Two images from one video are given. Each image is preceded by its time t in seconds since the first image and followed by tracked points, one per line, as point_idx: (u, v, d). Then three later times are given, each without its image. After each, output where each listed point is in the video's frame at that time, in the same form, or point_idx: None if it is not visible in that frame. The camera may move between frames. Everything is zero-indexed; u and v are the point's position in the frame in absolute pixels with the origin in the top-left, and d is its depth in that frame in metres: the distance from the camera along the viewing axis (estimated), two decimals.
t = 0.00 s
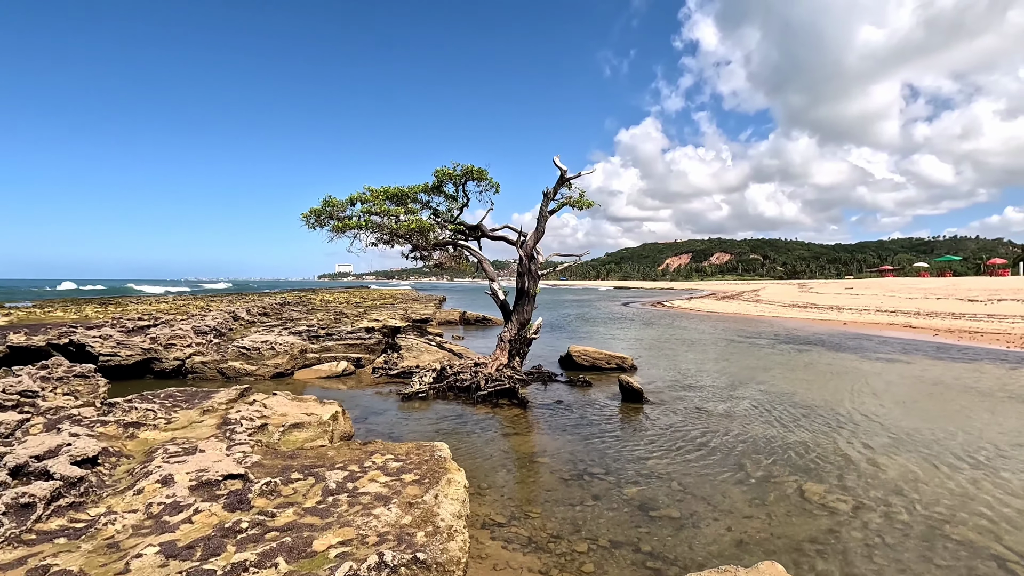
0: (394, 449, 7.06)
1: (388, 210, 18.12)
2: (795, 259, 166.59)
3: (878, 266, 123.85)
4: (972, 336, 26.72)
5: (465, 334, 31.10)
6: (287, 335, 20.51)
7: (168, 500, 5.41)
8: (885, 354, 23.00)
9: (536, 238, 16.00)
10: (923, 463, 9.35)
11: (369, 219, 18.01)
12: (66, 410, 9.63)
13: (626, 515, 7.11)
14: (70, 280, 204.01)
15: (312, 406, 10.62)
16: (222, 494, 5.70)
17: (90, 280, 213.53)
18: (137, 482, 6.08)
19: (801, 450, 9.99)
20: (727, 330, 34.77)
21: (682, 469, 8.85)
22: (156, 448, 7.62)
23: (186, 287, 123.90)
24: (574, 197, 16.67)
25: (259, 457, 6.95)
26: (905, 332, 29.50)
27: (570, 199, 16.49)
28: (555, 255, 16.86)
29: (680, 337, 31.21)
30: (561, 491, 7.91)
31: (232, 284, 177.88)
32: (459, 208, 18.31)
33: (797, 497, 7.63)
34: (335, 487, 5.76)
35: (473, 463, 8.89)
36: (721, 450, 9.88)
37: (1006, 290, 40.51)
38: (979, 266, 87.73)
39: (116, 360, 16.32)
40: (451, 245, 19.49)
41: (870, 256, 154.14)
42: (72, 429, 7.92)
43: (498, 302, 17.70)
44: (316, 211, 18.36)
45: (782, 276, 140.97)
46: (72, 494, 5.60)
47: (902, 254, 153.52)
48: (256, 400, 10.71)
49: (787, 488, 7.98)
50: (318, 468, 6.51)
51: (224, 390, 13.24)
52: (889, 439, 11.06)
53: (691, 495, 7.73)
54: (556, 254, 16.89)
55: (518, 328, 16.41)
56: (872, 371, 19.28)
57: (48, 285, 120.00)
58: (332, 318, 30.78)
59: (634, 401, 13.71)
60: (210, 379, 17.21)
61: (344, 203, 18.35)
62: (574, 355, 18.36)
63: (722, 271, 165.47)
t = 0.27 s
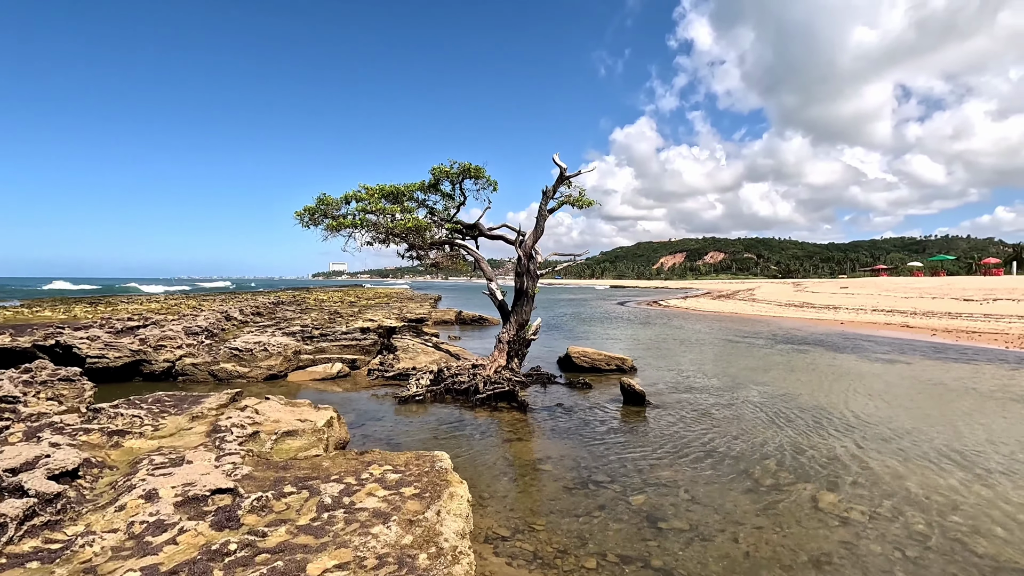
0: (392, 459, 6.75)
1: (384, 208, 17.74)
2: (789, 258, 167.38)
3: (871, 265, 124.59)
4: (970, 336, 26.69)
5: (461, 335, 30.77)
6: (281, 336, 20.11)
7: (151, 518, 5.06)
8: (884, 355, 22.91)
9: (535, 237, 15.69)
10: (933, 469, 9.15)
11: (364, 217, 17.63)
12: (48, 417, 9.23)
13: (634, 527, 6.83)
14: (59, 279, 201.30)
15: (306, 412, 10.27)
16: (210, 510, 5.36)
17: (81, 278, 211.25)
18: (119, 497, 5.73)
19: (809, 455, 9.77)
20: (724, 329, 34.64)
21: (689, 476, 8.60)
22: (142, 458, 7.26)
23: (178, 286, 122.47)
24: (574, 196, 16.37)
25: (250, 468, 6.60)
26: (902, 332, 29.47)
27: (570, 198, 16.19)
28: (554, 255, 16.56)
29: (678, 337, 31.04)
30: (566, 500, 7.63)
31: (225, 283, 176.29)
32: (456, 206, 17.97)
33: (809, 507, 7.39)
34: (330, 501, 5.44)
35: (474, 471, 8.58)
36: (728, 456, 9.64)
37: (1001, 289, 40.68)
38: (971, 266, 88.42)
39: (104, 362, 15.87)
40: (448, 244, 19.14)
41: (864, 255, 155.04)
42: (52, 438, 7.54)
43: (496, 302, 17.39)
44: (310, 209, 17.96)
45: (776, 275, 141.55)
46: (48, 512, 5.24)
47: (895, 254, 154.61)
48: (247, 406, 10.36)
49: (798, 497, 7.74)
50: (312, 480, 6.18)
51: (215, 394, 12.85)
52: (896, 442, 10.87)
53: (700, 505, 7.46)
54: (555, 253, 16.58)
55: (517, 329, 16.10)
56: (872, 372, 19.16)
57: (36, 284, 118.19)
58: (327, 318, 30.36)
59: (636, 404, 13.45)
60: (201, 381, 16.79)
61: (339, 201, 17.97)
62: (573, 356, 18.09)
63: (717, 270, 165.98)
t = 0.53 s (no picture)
0: (391, 463, 6.44)
1: (379, 201, 17.32)
2: (783, 253, 167.96)
3: (864, 260, 125.21)
4: (968, 331, 26.68)
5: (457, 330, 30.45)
6: (274, 332, 19.69)
7: (133, 531, 4.71)
8: (883, 350, 22.80)
9: (534, 230, 15.31)
10: (945, 468, 8.96)
11: (359, 211, 17.21)
12: (28, 418, 8.83)
13: (644, 532, 6.57)
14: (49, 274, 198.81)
15: (300, 411, 9.93)
16: (197, 521, 5.02)
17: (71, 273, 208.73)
18: (99, 506, 5.37)
19: (818, 453, 9.55)
20: (722, 324, 34.49)
21: (697, 477, 8.35)
22: (126, 463, 6.90)
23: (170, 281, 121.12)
24: (574, 188, 16.01)
25: (241, 474, 6.25)
26: (900, 327, 29.41)
27: (570, 190, 15.83)
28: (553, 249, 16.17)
29: (675, 333, 30.86)
30: (571, 503, 7.36)
31: (218, 278, 174.69)
32: (453, 199, 17.58)
33: (823, 509, 7.15)
34: (327, 510, 5.12)
35: (475, 472, 8.29)
36: (735, 455, 9.40)
37: (996, 284, 40.81)
38: (964, 261, 89.01)
39: (92, 359, 15.42)
40: (444, 238, 18.75)
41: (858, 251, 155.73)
42: (31, 441, 7.15)
43: (495, 297, 17.05)
44: (303, 202, 17.51)
45: (771, 269, 142.02)
46: (21, 523, 4.88)
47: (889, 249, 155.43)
48: (239, 405, 10.00)
49: (811, 498, 7.50)
50: (307, 486, 5.85)
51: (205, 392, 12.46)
52: (905, 440, 10.67)
53: (710, 508, 7.21)
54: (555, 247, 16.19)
55: (516, 325, 15.75)
56: (873, 367, 19.04)
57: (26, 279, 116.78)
58: (321, 314, 29.91)
59: (638, 401, 13.20)
60: (192, 379, 16.38)
61: (334, 193, 17.54)
62: (572, 352, 17.81)
63: (712, 265, 166.35)
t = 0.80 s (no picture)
0: (393, 464, 6.15)
1: (376, 192, 16.90)
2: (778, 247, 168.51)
3: (858, 254, 125.84)
4: (967, 325, 26.67)
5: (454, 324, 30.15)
6: (268, 326, 19.29)
7: (118, 540, 4.38)
8: (883, 344, 22.69)
9: (535, 222, 14.96)
10: (959, 464, 8.76)
11: (355, 202, 16.78)
12: (10, 417, 8.44)
13: (657, 534, 6.33)
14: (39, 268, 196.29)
15: (296, 409, 9.59)
16: (187, 529, 4.69)
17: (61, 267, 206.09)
18: (82, 512, 5.03)
19: (828, 449, 9.35)
20: (720, 318, 34.35)
21: (708, 476, 8.10)
22: (113, 464, 6.56)
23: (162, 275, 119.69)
24: (575, 179, 15.65)
25: (234, 476, 5.94)
26: (898, 321, 29.37)
27: (572, 181, 15.49)
28: (553, 242, 15.76)
29: (674, 326, 30.70)
30: (580, 503, 7.10)
31: (210, 272, 173.06)
32: (451, 191, 17.17)
33: (841, 510, 6.92)
34: (326, 515, 4.81)
35: (479, 472, 8.01)
36: (744, 452, 9.18)
37: (991, 278, 40.95)
38: (957, 255, 89.59)
39: (80, 354, 14.99)
40: (442, 231, 18.37)
41: (851, 245, 156.46)
42: (11, 442, 6.78)
43: (494, 291, 16.71)
44: (298, 193, 17.06)
45: (766, 263, 142.45)
46: None
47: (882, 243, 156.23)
48: (232, 403, 9.64)
49: (828, 498, 7.27)
50: (305, 489, 5.54)
51: (198, 389, 12.10)
52: (914, 434, 10.50)
53: (724, 508, 6.97)
54: (555, 240, 15.78)
55: (516, 319, 15.43)
56: (874, 360, 18.92)
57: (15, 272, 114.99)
58: (316, 308, 29.50)
59: (642, 397, 12.96)
60: (184, 374, 15.98)
61: (329, 184, 17.09)
62: (573, 346, 17.54)
63: (707, 259, 166.65)
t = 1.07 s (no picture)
0: (398, 466, 5.91)
1: (374, 186, 16.56)
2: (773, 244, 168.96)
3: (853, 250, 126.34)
4: (966, 320, 26.64)
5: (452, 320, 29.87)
6: (264, 322, 18.95)
7: (106, 549, 4.10)
8: (884, 339, 22.58)
9: (537, 216, 14.67)
10: (974, 459, 8.59)
11: (353, 196, 16.44)
12: None
13: (671, 536, 6.11)
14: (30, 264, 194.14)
15: (294, 407, 9.32)
16: (181, 536, 4.42)
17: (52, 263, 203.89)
18: (69, 518, 4.75)
19: (839, 446, 9.17)
20: (719, 314, 34.20)
21: (720, 475, 7.88)
22: (102, 466, 6.27)
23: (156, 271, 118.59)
24: (577, 173, 15.37)
25: (231, 479, 5.66)
26: (897, 317, 29.32)
27: (574, 175, 15.21)
28: (554, 237, 15.62)
29: (674, 322, 30.55)
30: (590, 504, 6.87)
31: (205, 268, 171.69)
32: (450, 185, 16.84)
33: (860, 510, 6.72)
34: (329, 521, 4.54)
35: (484, 472, 7.77)
36: (754, 449, 8.98)
37: (988, 274, 41.06)
38: (952, 252, 90.03)
39: (71, 351, 14.63)
40: (441, 225, 18.06)
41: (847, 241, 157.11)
42: None
43: (494, 286, 16.43)
44: (294, 187, 16.69)
45: (761, 259, 142.78)
46: None
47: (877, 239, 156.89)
48: (228, 401, 9.35)
49: (845, 498, 7.07)
50: (306, 492, 5.27)
51: (192, 386, 11.79)
52: (925, 428, 10.33)
53: (738, 509, 6.76)
54: (555, 235, 15.63)
55: (517, 315, 15.14)
56: (877, 355, 18.80)
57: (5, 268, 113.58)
58: (312, 304, 29.14)
59: (646, 393, 12.74)
60: (179, 372, 15.65)
61: (326, 177, 16.73)
62: (574, 342, 17.31)
63: (703, 255, 166.93)
